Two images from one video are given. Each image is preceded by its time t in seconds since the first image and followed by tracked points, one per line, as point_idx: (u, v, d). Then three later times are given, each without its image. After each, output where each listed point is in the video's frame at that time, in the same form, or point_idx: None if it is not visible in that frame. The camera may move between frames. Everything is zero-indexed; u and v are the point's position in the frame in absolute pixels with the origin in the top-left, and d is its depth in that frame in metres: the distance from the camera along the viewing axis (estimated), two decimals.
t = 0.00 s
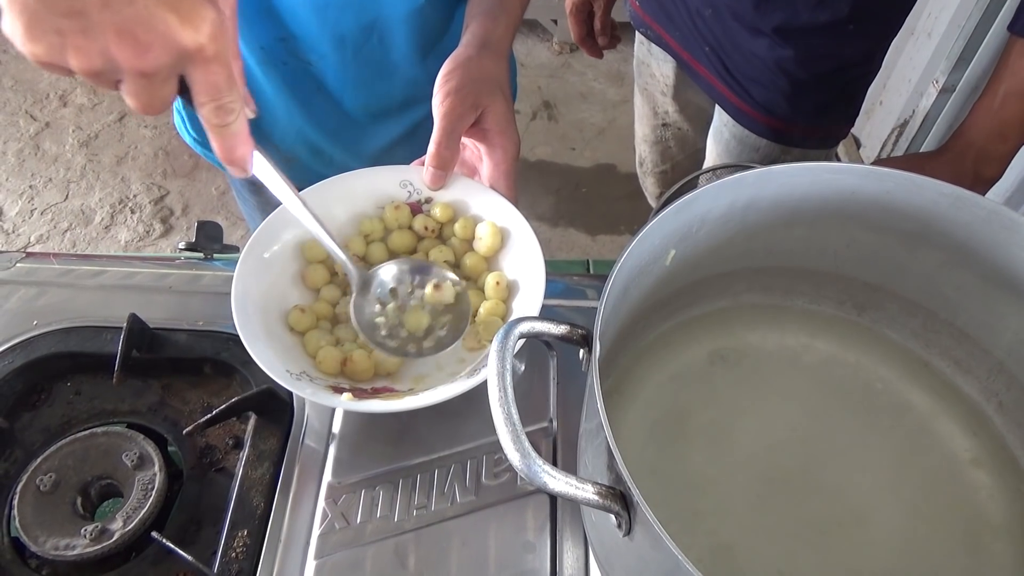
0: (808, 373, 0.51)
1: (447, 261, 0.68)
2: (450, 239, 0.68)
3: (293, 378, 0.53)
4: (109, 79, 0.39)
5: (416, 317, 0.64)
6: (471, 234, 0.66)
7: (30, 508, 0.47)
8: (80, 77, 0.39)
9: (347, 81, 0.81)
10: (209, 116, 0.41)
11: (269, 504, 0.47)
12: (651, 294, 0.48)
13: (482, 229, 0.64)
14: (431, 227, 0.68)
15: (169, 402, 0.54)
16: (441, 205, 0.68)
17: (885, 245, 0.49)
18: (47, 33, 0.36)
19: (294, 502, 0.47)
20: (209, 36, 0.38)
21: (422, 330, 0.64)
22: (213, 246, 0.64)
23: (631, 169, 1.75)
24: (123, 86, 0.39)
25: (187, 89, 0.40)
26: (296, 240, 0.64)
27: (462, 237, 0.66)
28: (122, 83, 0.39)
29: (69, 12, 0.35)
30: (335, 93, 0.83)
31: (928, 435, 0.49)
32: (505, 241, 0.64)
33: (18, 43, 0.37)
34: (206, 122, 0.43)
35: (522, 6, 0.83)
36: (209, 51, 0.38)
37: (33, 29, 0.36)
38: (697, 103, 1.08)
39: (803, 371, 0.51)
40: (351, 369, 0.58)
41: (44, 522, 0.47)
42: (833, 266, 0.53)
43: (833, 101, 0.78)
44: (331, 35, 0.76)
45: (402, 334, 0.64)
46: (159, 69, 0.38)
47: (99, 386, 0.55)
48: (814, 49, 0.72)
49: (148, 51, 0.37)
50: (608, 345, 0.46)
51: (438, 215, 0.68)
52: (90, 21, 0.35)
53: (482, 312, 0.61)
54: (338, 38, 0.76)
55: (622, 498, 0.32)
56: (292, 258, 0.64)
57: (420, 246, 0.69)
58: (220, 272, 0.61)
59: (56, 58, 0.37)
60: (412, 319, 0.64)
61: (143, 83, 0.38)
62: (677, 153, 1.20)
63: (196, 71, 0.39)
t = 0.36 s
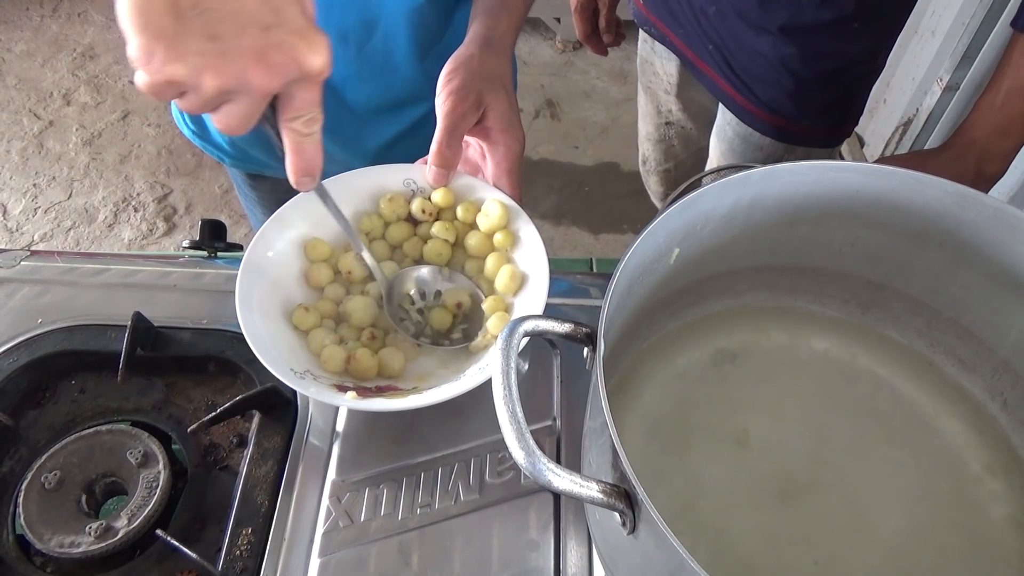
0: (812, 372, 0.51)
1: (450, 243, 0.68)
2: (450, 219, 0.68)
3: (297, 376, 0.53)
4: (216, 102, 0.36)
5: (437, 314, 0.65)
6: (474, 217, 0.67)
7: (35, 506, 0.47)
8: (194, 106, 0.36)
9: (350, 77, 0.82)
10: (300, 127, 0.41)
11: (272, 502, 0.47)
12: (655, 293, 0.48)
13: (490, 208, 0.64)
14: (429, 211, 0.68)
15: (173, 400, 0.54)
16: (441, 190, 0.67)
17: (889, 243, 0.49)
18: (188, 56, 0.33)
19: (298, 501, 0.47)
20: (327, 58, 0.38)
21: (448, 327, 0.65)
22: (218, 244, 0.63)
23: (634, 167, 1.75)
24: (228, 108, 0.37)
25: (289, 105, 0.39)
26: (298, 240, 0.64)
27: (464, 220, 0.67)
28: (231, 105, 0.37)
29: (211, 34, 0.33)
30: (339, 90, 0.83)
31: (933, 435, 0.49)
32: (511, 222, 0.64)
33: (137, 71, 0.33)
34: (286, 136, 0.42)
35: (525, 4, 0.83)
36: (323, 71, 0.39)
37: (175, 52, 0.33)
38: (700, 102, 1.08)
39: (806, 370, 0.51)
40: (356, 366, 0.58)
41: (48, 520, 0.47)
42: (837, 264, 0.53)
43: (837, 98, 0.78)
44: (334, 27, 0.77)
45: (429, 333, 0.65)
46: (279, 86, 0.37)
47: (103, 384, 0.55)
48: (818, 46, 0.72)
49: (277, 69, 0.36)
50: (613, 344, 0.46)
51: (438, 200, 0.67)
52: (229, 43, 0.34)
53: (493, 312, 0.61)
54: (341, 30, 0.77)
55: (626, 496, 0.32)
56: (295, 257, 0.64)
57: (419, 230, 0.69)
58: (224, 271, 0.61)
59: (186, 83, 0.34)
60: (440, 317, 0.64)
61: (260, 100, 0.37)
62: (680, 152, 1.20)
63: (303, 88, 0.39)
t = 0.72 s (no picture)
0: (814, 370, 0.51)
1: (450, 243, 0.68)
2: (451, 217, 0.68)
3: (298, 374, 0.53)
4: (189, 65, 0.34)
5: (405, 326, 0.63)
6: (475, 215, 0.67)
7: (36, 504, 0.47)
8: (163, 61, 0.33)
9: (356, 81, 0.81)
10: (280, 108, 0.38)
11: (273, 501, 0.47)
12: (657, 291, 0.48)
13: (491, 208, 0.64)
14: (431, 209, 0.68)
15: (174, 398, 0.54)
16: (442, 188, 0.67)
17: (893, 242, 0.49)
18: None
19: (298, 500, 0.47)
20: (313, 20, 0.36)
21: (420, 337, 0.64)
22: (218, 243, 0.63)
23: (638, 165, 1.75)
24: (200, 71, 0.34)
25: (270, 75, 0.36)
26: (300, 237, 0.64)
27: (464, 219, 0.67)
28: (204, 67, 0.34)
29: None
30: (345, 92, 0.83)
31: (936, 435, 0.49)
32: (512, 221, 0.64)
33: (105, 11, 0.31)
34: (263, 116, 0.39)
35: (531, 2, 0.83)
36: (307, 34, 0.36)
37: None
38: (704, 99, 1.08)
39: (808, 369, 0.51)
40: (356, 365, 0.58)
41: (50, 518, 0.47)
42: (841, 263, 0.53)
43: (843, 97, 0.77)
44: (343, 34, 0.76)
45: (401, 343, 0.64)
46: (260, 45, 0.35)
47: (104, 382, 0.55)
48: (823, 43, 0.72)
49: (259, 22, 0.34)
50: (615, 342, 0.46)
51: (439, 198, 0.67)
52: None
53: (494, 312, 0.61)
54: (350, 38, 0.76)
55: (627, 497, 0.32)
56: (297, 253, 0.64)
57: (421, 228, 0.69)
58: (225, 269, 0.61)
59: (153, 26, 0.32)
60: (440, 327, 0.63)
61: (236, 60, 0.34)
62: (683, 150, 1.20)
63: (286, 55, 0.36)
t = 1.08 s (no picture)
0: (820, 370, 0.51)
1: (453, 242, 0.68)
2: (455, 216, 0.68)
3: (300, 373, 0.53)
4: (235, 51, 0.37)
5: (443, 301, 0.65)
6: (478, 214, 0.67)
7: (40, 502, 0.47)
8: (213, 48, 0.36)
9: (363, 81, 0.81)
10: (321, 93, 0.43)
11: (277, 499, 0.47)
12: (662, 290, 0.47)
13: (494, 207, 0.64)
14: (435, 208, 0.67)
15: (178, 396, 0.54)
16: (446, 187, 0.67)
17: (900, 242, 0.48)
18: None
19: (302, 498, 0.47)
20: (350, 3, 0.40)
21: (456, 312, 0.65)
22: (223, 240, 0.64)
23: (641, 164, 1.74)
24: (245, 57, 0.38)
25: (310, 60, 0.41)
26: (303, 236, 0.64)
27: (467, 218, 0.67)
28: (252, 54, 0.38)
29: None
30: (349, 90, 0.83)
31: (942, 435, 0.49)
32: (516, 220, 0.64)
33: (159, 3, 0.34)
34: (305, 102, 0.43)
35: None
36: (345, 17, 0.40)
37: None
38: (709, 97, 1.08)
39: (813, 368, 0.51)
40: (359, 364, 0.58)
41: (54, 515, 0.47)
42: (847, 262, 0.52)
43: (850, 94, 0.77)
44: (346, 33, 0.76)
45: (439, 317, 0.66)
46: (305, 32, 0.38)
47: (108, 380, 0.55)
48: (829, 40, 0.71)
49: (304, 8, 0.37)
50: (621, 341, 0.45)
51: (443, 197, 0.67)
52: None
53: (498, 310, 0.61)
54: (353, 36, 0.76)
55: (632, 497, 0.32)
56: (301, 252, 0.64)
57: (425, 227, 0.69)
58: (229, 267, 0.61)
59: (208, 15, 0.35)
60: (474, 299, 0.65)
61: (278, 47, 0.38)
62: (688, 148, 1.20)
63: (326, 38, 0.40)
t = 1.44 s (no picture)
0: (825, 370, 0.51)
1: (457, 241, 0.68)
2: (460, 215, 0.68)
3: (304, 371, 0.53)
4: (272, 74, 0.36)
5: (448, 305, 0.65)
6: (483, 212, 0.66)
7: (42, 498, 0.47)
8: (250, 71, 0.35)
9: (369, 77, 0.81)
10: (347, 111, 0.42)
11: (280, 497, 0.47)
12: (668, 290, 0.47)
13: (498, 207, 0.64)
14: (440, 207, 0.67)
15: (181, 393, 0.54)
16: (450, 185, 0.67)
17: (906, 243, 0.48)
18: (260, 11, 0.33)
19: (306, 496, 0.47)
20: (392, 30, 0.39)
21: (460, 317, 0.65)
22: (226, 237, 0.64)
23: (643, 163, 1.74)
24: (279, 79, 0.37)
25: (342, 81, 0.40)
26: (307, 233, 0.63)
27: (472, 216, 0.67)
28: (288, 76, 0.37)
29: None
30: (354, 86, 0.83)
31: (947, 437, 0.48)
32: (520, 220, 0.64)
33: (202, 25, 0.32)
34: (327, 117, 0.42)
35: None
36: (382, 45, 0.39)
37: (245, 4, 0.33)
38: (712, 97, 1.07)
39: (818, 369, 0.51)
40: (363, 362, 0.58)
41: (57, 512, 0.47)
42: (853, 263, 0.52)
43: (854, 95, 0.77)
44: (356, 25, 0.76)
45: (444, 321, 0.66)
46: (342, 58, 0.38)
47: (111, 377, 0.55)
48: (834, 41, 0.71)
49: (346, 36, 0.37)
50: (625, 341, 0.45)
51: (448, 195, 0.67)
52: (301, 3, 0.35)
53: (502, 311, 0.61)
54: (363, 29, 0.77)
55: (638, 497, 0.32)
56: (305, 249, 0.64)
57: (430, 225, 0.69)
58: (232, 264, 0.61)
59: (253, 42, 0.34)
60: (479, 303, 0.64)
61: (315, 72, 0.37)
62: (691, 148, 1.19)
63: (362, 63, 0.39)
